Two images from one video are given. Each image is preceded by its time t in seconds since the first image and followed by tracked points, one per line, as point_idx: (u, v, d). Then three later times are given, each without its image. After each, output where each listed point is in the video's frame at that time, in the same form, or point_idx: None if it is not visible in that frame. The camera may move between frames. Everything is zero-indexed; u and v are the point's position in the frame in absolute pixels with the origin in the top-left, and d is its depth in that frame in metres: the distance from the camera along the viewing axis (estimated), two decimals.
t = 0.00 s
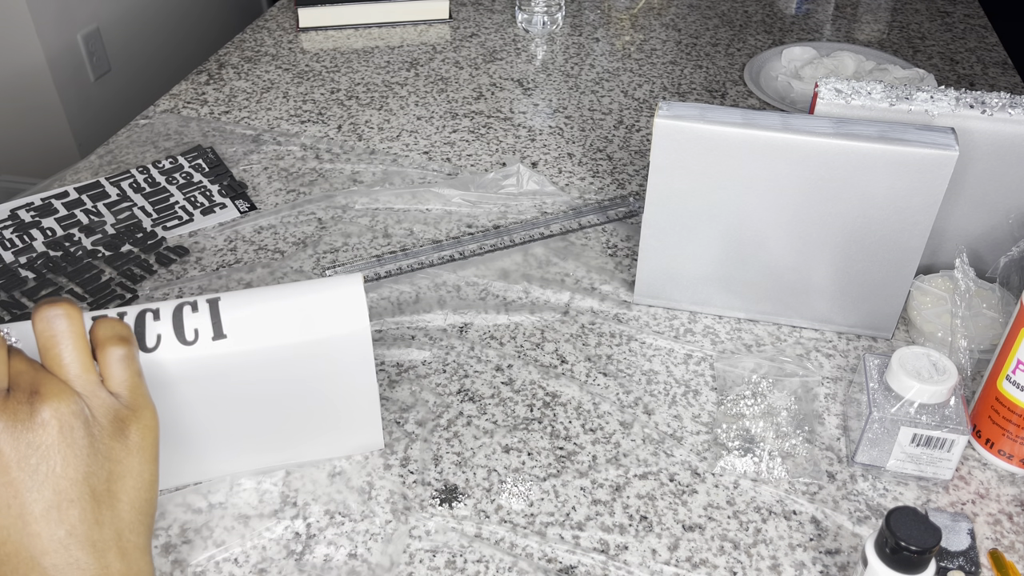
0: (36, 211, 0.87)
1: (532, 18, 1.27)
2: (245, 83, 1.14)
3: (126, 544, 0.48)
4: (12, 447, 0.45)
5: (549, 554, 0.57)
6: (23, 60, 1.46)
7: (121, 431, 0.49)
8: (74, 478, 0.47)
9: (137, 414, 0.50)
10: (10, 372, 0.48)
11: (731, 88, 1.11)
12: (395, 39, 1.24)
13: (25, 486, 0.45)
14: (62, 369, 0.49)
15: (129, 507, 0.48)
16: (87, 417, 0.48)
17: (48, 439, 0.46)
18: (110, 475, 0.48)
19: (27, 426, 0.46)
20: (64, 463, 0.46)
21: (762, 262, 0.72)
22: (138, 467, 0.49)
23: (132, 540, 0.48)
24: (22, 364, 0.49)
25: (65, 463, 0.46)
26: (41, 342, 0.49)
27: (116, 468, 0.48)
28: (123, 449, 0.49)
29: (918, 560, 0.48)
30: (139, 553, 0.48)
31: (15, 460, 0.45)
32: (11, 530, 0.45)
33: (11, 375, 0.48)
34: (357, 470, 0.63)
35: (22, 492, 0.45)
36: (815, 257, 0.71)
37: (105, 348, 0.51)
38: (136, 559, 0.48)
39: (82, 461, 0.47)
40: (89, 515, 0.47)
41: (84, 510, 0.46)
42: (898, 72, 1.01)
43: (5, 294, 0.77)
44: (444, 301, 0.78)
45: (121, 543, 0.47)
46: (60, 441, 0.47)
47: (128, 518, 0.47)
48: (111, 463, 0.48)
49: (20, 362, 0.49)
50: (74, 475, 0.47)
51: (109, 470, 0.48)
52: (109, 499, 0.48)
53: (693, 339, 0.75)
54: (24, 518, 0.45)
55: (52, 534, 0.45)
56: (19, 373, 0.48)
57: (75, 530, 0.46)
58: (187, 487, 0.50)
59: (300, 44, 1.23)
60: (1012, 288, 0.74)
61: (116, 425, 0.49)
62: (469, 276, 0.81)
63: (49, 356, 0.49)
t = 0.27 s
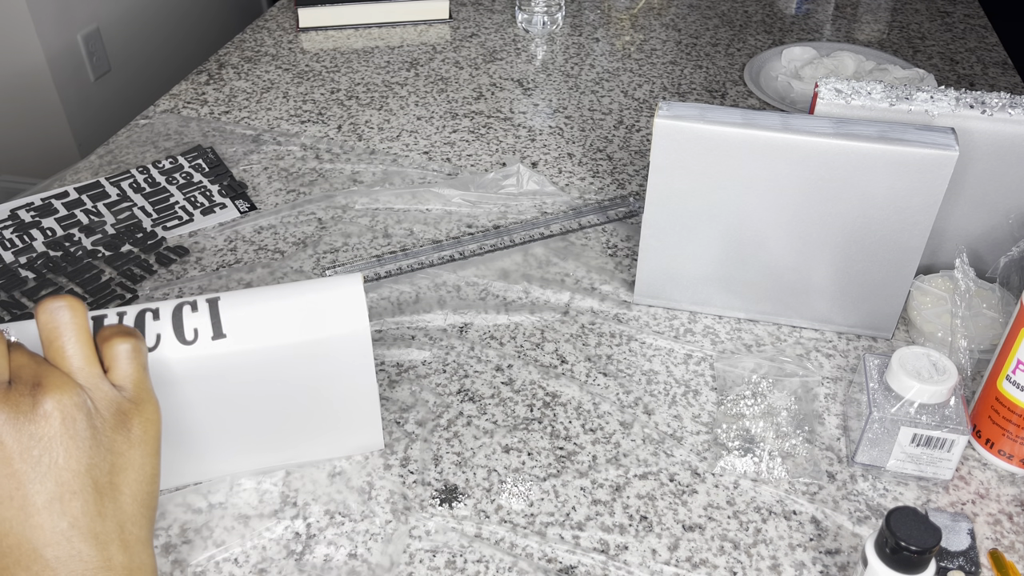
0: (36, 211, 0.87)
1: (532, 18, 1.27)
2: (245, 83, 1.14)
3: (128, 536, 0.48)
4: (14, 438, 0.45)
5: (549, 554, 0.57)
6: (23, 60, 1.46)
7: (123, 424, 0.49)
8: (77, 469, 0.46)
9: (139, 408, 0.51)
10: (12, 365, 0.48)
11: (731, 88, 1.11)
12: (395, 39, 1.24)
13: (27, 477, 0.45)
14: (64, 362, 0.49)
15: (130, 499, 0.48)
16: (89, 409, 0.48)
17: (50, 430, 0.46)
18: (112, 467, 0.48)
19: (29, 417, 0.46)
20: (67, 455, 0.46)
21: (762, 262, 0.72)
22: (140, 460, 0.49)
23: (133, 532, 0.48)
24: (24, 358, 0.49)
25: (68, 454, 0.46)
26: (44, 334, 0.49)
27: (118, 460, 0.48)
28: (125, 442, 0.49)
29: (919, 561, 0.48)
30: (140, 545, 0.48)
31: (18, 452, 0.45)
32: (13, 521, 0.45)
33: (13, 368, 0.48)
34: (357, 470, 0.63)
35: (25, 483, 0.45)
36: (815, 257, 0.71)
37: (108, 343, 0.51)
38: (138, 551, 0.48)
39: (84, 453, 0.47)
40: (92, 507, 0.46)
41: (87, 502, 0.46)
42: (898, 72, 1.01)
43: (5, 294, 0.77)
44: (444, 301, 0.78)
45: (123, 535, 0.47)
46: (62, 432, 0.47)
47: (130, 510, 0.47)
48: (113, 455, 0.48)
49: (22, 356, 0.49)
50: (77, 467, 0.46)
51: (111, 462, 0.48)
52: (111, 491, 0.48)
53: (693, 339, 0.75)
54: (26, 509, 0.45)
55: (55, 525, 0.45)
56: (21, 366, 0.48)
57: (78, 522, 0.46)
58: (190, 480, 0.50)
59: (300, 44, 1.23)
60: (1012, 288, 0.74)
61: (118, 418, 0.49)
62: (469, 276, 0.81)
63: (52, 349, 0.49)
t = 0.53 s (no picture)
0: (36, 211, 0.87)
1: (532, 18, 1.27)
2: (245, 83, 1.14)
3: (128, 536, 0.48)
4: (15, 438, 0.45)
5: (549, 554, 0.57)
6: (23, 60, 1.46)
7: (123, 424, 0.49)
8: (76, 469, 0.46)
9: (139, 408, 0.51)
10: (12, 365, 0.48)
11: (731, 88, 1.11)
12: (395, 39, 1.24)
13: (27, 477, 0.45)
14: (65, 362, 0.49)
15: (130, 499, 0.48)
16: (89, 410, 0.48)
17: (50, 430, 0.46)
18: (112, 467, 0.48)
19: (29, 417, 0.46)
20: (67, 455, 0.46)
21: (762, 262, 0.72)
22: (140, 460, 0.49)
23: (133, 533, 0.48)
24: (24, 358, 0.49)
25: (68, 454, 0.46)
26: (45, 335, 0.49)
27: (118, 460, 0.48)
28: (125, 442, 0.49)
29: (918, 560, 0.48)
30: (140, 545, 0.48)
31: (18, 452, 0.45)
32: (14, 521, 0.45)
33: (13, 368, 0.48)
34: (357, 470, 0.63)
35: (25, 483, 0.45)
36: (815, 257, 0.71)
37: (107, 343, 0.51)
38: (138, 551, 0.48)
39: (84, 453, 0.47)
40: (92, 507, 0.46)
41: (87, 502, 0.46)
42: (898, 72, 1.01)
43: (5, 294, 0.77)
44: (444, 301, 0.78)
45: (123, 535, 0.47)
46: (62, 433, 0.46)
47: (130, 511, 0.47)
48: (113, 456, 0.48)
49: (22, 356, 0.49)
50: (77, 467, 0.46)
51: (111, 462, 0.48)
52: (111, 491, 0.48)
53: (693, 339, 0.75)
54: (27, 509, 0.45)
55: (56, 525, 0.45)
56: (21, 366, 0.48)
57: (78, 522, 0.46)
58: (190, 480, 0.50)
59: (300, 44, 1.23)
60: (1012, 288, 0.74)
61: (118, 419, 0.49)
62: (469, 276, 0.81)
63: (53, 349, 0.49)
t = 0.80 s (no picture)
0: (36, 211, 0.87)
1: (532, 19, 1.27)
2: (245, 83, 1.14)
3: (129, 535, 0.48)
4: (13, 440, 0.45)
5: (549, 554, 0.57)
6: (23, 60, 1.46)
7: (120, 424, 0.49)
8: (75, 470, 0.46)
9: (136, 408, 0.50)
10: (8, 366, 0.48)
11: (731, 88, 1.11)
12: (395, 39, 1.24)
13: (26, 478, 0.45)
14: (62, 362, 0.49)
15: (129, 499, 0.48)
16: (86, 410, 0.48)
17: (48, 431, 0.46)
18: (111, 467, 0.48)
19: (27, 419, 0.46)
20: (65, 456, 0.46)
21: (762, 262, 0.72)
22: (138, 459, 0.49)
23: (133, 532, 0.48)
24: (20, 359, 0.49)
25: (67, 455, 0.46)
26: (42, 334, 0.49)
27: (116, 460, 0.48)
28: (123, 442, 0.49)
29: (918, 560, 0.48)
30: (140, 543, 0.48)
31: (16, 454, 0.45)
32: (13, 523, 0.45)
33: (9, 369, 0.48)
34: (357, 470, 0.63)
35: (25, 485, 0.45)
36: (815, 257, 0.71)
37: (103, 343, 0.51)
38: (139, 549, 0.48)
39: (83, 453, 0.47)
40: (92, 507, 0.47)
41: (87, 502, 0.46)
42: (898, 72, 1.01)
43: (5, 294, 0.77)
44: (444, 301, 0.78)
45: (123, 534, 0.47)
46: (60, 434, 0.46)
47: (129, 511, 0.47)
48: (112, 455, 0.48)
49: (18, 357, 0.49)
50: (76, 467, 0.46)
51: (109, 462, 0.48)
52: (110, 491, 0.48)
53: (693, 339, 0.75)
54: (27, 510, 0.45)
55: (55, 526, 0.45)
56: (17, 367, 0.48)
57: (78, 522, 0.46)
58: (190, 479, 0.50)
59: (300, 45, 1.23)
60: (1012, 288, 0.74)
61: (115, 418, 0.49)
62: (469, 276, 0.81)
63: (51, 349, 0.49)
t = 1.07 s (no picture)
0: (36, 211, 0.87)
1: (532, 19, 1.27)
2: (245, 83, 1.14)
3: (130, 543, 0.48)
4: (13, 456, 0.45)
5: (549, 554, 0.57)
6: (23, 60, 1.46)
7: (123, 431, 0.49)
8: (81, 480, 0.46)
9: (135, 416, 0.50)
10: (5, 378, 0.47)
11: (731, 88, 1.11)
12: (395, 39, 1.24)
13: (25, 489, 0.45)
14: (60, 373, 0.47)
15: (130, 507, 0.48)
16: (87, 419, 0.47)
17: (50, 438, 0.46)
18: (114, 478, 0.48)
19: (27, 434, 0.45)
20: (65, 470, 0.46)
21: (762, 262, 0.72)
22: (139, 467, 0.49)
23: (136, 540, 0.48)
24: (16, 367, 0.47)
25: (67, 468, 0.46)
26: (42, 343, 0.47)
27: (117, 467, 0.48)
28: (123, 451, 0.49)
29: (918, 560, 0.48)
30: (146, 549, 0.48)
31: (17, 469, 0.45)
32: (17, 536, 0.45)
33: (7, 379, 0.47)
34: (357, 470, 0.63)
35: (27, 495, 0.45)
36: (815, 257, 0.71)
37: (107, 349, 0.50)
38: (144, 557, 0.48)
39: (84, 464, 0.47)
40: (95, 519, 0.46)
41: (89, 513, 0.46)
42: (898, 72, 1.01)
43: (5, 294, 0.77)
44: (444, 301, 0.78)
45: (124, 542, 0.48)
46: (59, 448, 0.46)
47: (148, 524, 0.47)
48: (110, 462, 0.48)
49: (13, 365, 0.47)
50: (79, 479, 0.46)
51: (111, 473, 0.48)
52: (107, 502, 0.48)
53: (693, 339, 0.75)
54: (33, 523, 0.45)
55: (59, 539, 0.45)
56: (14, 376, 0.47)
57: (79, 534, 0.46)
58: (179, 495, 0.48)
59: (300, 44, 1.23)
60: (1012, 288, 0.74)
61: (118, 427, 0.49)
62: (469, 276, 0.81)
63: (50, 359, 0.47)
